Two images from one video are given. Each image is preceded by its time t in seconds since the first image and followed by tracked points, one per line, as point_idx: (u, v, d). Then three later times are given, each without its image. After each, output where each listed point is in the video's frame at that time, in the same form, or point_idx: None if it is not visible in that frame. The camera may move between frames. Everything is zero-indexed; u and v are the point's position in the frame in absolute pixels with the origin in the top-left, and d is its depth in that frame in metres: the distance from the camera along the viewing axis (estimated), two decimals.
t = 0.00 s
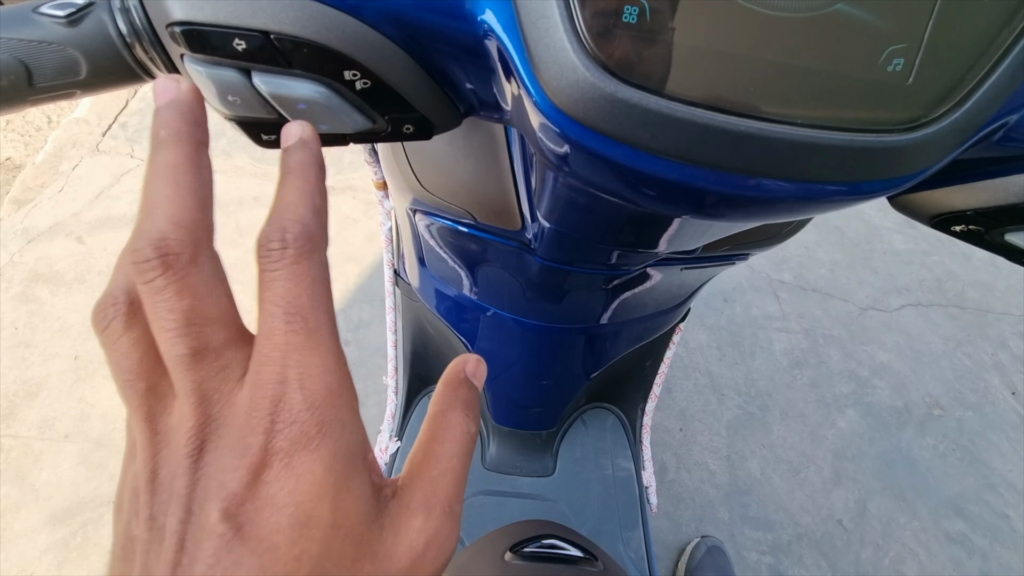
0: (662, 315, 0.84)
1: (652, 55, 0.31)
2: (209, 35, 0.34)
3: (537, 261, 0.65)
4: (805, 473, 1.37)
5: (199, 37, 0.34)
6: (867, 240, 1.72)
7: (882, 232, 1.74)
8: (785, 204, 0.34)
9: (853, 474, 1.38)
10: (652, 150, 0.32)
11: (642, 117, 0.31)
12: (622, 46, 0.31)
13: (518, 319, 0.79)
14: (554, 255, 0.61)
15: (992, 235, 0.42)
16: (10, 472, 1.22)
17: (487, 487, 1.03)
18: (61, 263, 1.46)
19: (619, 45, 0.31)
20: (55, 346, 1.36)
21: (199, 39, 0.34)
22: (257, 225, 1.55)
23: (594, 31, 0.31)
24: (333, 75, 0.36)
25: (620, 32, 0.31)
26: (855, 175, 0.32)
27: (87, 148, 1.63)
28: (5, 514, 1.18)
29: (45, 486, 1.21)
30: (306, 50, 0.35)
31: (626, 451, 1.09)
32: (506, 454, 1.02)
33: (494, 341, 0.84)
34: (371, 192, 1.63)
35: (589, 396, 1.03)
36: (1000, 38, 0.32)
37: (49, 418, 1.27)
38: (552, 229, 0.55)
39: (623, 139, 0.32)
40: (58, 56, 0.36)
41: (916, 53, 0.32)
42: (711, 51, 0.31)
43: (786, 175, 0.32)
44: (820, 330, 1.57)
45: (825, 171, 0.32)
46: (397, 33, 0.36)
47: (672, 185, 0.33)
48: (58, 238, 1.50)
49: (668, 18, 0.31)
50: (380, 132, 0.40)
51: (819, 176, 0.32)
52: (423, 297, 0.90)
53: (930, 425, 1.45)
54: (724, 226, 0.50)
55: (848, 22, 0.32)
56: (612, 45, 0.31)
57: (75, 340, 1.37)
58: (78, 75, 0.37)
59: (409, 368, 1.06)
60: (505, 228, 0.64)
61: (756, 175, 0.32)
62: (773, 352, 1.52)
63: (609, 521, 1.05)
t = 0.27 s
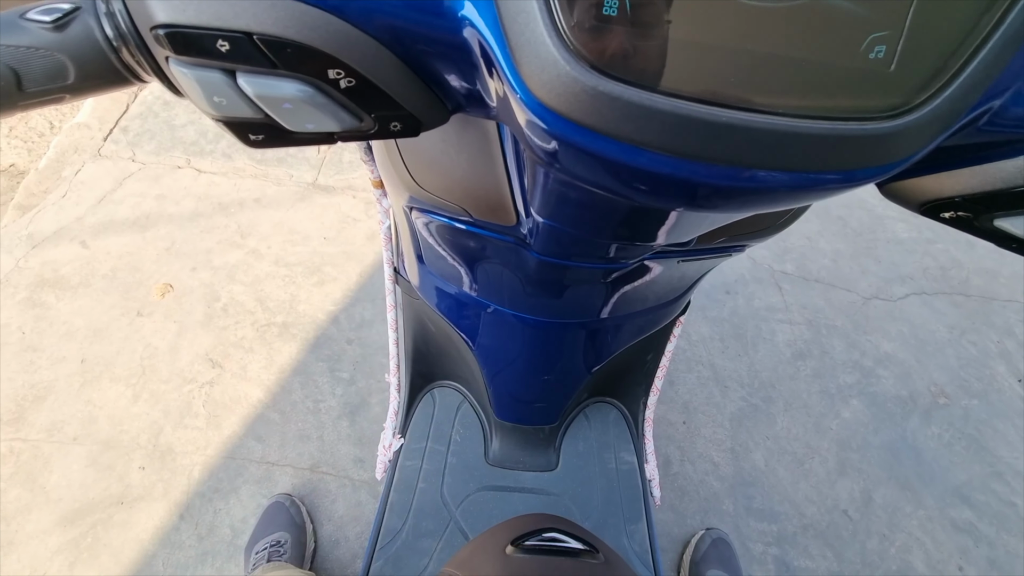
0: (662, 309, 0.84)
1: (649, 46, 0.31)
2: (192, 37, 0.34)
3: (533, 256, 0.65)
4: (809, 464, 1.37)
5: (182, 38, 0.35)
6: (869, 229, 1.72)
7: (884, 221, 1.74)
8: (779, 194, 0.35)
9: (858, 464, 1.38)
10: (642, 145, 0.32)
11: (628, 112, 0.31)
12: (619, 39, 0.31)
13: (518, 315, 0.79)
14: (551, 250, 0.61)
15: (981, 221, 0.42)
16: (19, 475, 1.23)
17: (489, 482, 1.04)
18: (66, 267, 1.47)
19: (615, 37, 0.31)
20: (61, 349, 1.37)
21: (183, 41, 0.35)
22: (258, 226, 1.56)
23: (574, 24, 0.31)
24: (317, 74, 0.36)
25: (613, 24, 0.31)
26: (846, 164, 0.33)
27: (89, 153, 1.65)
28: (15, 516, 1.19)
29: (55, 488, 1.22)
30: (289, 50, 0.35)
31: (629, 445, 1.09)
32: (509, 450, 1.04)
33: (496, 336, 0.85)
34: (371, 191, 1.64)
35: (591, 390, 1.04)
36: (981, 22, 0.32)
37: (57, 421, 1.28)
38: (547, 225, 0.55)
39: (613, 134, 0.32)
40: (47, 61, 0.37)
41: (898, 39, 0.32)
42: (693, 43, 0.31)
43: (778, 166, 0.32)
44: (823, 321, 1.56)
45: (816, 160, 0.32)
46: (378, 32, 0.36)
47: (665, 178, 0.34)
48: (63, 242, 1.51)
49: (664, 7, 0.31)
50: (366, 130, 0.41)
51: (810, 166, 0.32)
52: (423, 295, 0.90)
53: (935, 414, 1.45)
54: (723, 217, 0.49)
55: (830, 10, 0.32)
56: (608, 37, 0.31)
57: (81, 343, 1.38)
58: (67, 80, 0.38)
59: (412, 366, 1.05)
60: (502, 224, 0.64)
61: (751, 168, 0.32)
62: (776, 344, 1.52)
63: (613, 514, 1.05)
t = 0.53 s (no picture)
0: (661, 302, 0.85)
1: (647, 42, 0.31)
2: (184, 35, 0.35)
3: (530, 251, 0.66)
4: (811, 457, 1.37)
5: (174, 36, 0.35)
6: (871, 222, 1.72)
7: (885, 214, 1.74)
8: (771, 182, 0.35)
9: (860, 457, 1.38)
10: (634, 137, 0.33)
11: (619, 105, 0.32)
12: (614, 34, 0.31)
13: (517, 310, 0.79)
14: (547, 245, 0.62)
15: (968, 208, 0.42)
16: (26, 475, 1.24)
17: (493, 477, 1.05)
18: (70, 270, 1.48)
19: (610, 33, 0.31)
20: (66, 351, 1.38)
21: (175, 39, 0.35)
22: (259, 227, 1.57)
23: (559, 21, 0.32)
24: (308, 69, 0.37)
25: (608, 19, 0.31)
26: (837, 151, 0.33)
27: (91, 156, 1.66)
28: (22, 516, 1.20)
29: (62, 487, 1.23)
30: (279, 46, 0.35)
31: (630, 439, 1.10)
32: (511, 445, 1.04)
33: (495, 332, 0.85)
34: (372, 190, 1.65)
35: (592, 385, 1.04)
36: (962, 10, 0.33)
37: (63, 422, 1.29)
38: (542, 219, 0.56)
39: (605, 127, 0.33)
40: (42, 60, 0.37)
41: (879, 28, 0.32)
42: (680, 35, 0.31)
43: (770, 155, 0.33)
44: (824, 314, 1.57)
45: (805, 148, 0.33)
46: (367, 28, 0.36)
47: (659, 170, 0.35)
48: (66, 245, 1.52)
49: (659, 4, 0.32)
50: (359, 125, 0.41)
51: (799, 154, 0.33)
52: (423, 292, 0.91)
53: (937, 406, 1.45)
54: (718, 208, 0.50)
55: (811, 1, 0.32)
56: (604, 33, 0.31)
57: (86, 345, 1.39)
58: (63, 78, 0.39)
59: (413, 363, 1.06)
60: (498, 219, 0.65)
61: (744, 157, 0.33)
62: (777, 338, 1.52)
63: (614, 508, 1.06)
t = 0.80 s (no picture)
0: (659, 301, 0.86)
1: (637, 45, 0.32)
2: (190, 41, 0.36)
3: (528, 250, 0.66)
4: (811, 455, 1.38)
5: (182, 43, 0.36)
6: (868, 220, 1.73)
7: (883, 212, 1.75)
8: (763, 181, 0.36)
9: (859, 454, 1.39)
10: (628, 139, 0.34)
11: (613, 107, 0.33)
12: (607, 39, 0.32)
13: (516, 309, 0.80)
14: (545, 244, 0.62)
15: (955, 205, 0.43)
16: (30, 477, 1.25)
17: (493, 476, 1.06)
18: (72, 273, 1.49)
19: (604, 38, 0.32)
20: (69, 353, 1.39)
21: (182, 45, 0.36)
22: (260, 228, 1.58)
23: (552, 25, 0.33)
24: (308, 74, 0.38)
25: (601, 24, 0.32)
26: (826, 149, 0.34)
27: (92, 160, 1.67)
28: (26, 518, 1.21)
29: (66, 489, 1.24)
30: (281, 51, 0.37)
31: (630, 437, 1.10)
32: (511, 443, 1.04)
33: (495, 332, 0.86)
34: (371, 192, 1.65)
35: (591, 383, 1.05)
36: (943, 12, 0.34)
37: (67, 424, 1.30)
38: (540, 219, 0.57)
39: (600, 129, 0.34)
40: (52, 66, 0.38)
41: (862, 32, 0.33)
42: (670, 38, 0.32)
43: (761, 154, 0.34)
44: (823, 312, 1.57)
45: (795, 147, 0.34)
46: (368, 33, 0.38)
47: (653, 170, 0.35)
48: (68, 248, 1.53)
49: (650, 9, 0.32)
50: (359, 127, 0.43)
51: (790, 153, 0.34)
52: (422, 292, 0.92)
53: (936, 403, 1.46)
54: (712, 206, 0.51)
55: (797, 6, 0.33)
56: (597, 37, 0.32)
57: (88, 347, 1.40)
58: (72, 84, 0.39)
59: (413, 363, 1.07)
60: (497, 219, 0.65)
61: (736, 156, 0.34)
62: (776, 336, 1.53)
63: (614, 506, 1.06)
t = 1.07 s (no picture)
0: (660, 301, 0.86)
1: (634, 47, 0.33)
2: (199, 45, 0.37)
3: (529, 250, 0.67)
4: (811, 455, 1.38)
5: (190, 46, 0.37)
6: (869, 221, 1.73)
7: (884, 214, 1.75)
8: (760, 182, 0.37)
9: (860, 455, 1.39)
10: (628, 140, 0.34)
11: (611, 109, 0.33)
12: (603, 41, 0.33)
13: (517, 310, 0.81)
14: (546, 244, 0.63)
15: (949, 206, 0.44)
16: (34, 475, 1.26)
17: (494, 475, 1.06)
18: (76, 272, 1.50)
19: (601, 41, 0.33)
20: (73, 352, 1.40)
21: (191, 49, 0.37)
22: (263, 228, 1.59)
23: (552, 29, 0.33)
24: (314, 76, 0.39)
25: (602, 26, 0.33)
26: (822, 150, 0.35)
27: (96, 160, 1.67)
28: (30, 515, 1.22)
29: (70, 487, 1.24)
30: (288, 54, 0.37)
31: (631, 437, 1.11)
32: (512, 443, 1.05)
33: (496, 331, 0.87)
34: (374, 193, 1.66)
35: (592, 383, 1.06)
36: (936, 15, 0.35)
37: (70, 422, 1.31)
38: (540, 219, 0.57)
39: (599, 131, 0.34)
40: (63, 69, 0.39)
41: (857, 34, 0.34)
42: (669, 41, 0.33)
43: (759, 155, 0.34)
44: (824, 313, 1.58)
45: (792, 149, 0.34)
46: (373, 37, 0.39)
47: (652, 171, 0.36)
48: (72, 248, 1.53)
49: (647, 11, 0.33)
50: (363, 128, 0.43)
51: (786, 154, 0.34)
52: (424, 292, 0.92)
53: (937, 404, 1.46)
54: (711, 207, 0.51)
55: (792, 9, 0.34)
56: (594, 40, 0.33)
57: (92, 346, 1.40)
58: (82, 86, 0.40)
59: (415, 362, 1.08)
60: (499, 220, 0.66)
61: (733, 157, 0.34)
62: (777, 337, 1.54)
63: (615, 506, 1.07)
